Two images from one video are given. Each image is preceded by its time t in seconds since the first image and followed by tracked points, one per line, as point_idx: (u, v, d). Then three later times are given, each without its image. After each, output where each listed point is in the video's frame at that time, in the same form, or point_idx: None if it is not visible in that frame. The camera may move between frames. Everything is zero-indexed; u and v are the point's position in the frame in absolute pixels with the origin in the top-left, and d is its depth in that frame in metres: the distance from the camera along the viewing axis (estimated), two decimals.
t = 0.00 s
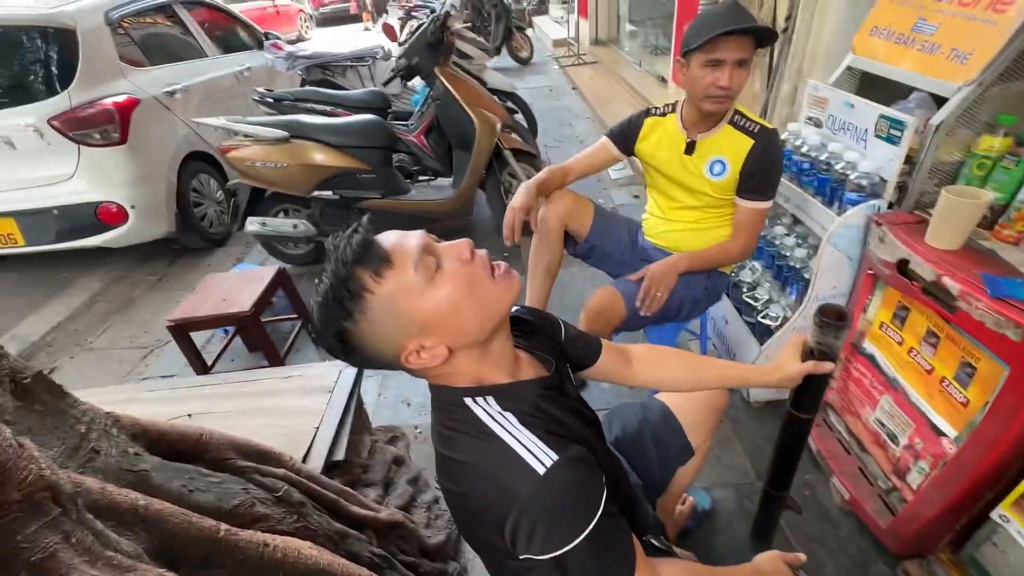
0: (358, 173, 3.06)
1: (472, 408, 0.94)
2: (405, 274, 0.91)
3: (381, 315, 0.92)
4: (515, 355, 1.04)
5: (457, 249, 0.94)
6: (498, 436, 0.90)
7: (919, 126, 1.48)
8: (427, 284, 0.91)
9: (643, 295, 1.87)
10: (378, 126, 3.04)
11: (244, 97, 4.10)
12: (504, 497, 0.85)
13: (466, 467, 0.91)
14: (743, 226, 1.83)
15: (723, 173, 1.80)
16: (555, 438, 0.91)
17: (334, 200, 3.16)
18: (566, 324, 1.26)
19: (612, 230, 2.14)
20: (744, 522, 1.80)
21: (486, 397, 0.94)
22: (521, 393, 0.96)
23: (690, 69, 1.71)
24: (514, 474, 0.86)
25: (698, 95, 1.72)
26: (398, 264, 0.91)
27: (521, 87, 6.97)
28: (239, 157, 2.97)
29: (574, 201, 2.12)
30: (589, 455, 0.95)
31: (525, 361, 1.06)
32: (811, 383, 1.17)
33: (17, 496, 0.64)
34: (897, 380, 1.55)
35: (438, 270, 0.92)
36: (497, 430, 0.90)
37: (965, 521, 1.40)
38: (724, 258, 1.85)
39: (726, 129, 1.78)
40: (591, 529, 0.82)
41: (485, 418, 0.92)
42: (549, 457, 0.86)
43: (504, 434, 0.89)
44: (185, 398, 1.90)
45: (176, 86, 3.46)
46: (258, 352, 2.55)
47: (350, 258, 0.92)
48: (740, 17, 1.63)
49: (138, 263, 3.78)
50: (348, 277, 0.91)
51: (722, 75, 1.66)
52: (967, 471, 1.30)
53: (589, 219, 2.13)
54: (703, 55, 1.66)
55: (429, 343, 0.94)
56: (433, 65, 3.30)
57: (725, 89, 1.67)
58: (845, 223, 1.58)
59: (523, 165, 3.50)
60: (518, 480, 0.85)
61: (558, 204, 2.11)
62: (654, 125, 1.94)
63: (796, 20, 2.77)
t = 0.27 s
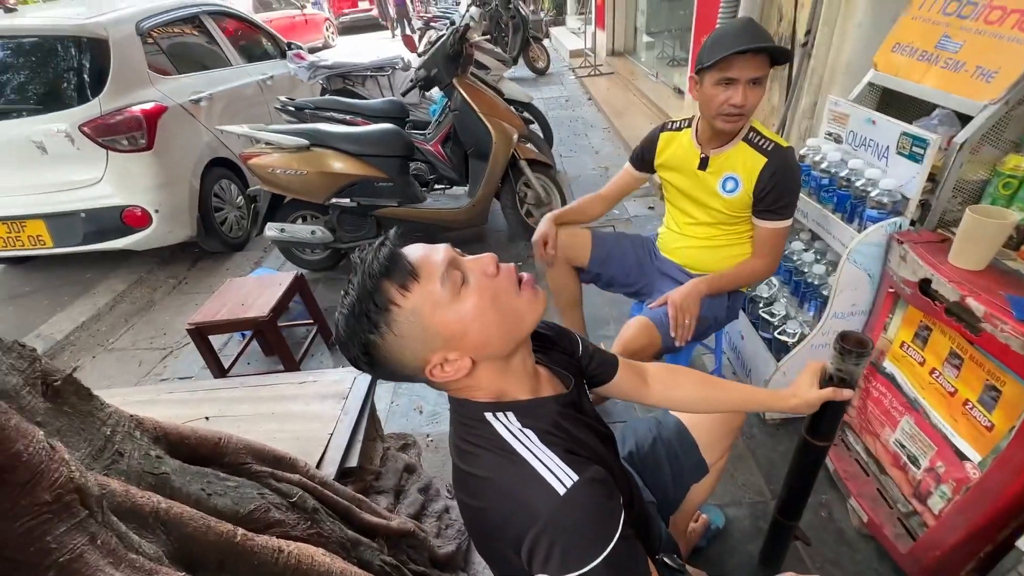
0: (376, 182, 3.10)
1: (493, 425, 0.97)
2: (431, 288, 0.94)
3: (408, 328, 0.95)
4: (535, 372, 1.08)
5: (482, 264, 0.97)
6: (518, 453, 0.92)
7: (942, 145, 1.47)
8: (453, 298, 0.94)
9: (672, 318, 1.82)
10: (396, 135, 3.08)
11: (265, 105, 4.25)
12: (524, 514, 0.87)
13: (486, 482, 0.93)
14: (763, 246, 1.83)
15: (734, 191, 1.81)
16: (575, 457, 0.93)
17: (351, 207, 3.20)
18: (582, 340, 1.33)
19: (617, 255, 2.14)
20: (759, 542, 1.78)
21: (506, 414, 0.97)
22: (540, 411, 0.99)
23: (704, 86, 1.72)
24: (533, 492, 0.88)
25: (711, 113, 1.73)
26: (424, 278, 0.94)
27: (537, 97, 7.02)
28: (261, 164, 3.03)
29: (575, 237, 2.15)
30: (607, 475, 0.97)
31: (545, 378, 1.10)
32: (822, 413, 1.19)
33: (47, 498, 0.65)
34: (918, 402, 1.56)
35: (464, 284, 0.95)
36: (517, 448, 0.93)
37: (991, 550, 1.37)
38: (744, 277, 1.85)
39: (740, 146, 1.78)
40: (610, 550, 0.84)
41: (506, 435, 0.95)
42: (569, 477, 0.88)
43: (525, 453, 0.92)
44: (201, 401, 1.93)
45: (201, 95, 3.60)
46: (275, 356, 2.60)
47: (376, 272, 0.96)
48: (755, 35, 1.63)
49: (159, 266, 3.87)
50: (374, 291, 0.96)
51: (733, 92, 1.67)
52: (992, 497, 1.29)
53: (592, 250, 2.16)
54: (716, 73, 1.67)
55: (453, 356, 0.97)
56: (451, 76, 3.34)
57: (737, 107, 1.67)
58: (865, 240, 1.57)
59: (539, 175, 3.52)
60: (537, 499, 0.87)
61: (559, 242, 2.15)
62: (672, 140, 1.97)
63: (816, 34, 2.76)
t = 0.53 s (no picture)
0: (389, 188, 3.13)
1: (511, 435, 0.98)
2: (450, 298, 0.96)
3: (427, 339, 0.97)
4: (553, 385, 1.09)
5: (498, 275, 0.99)
6: (536, 465, 0.93)
7: (959, 156, 1.45)
8: (471, 308, 0.96)
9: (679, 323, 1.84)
10: (410, 142, 3.10)
11: (281, 112, 4.34)
12: (542, 527, 0.88)
13: (504, 493, 0.94)
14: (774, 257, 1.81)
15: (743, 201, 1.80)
16: (592, 471, 0.94)
17: (364, 214, 3.22)
18: (597, 351, 1.38)
19: (623, 272, 2.16)
20: (771, 556, 1.76)
21: (523, 425, 0.99)
22: (557, 423, 1.01)
23: (709, 97, 1.73)
24: (551, 505, 0.89)
25: (716, 123, 1.74)
26: (443, 289, 0.96)
27: (548, 105, 7.05)
28: (278, 170, 3.07)
29: (579, 257, 2.18)
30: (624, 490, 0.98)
31: (561, 391, 1.12)
32: (845, 424, 1.15)
33: (71, 498, 0.67)
34: (936, 416, 1.55)
35: (482, 294, 0.97)
36: (535, 460, 0.94)
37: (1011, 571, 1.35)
38: (754, 288, 1.84)
39: (747, 156, 1.78)
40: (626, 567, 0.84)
41: (524, 447, 0.96)
42: (587, 492, 0.89)
43: (542, 465, 0.93)
44: (215, 404, 1.95)
45: (219, 101, 3.69)
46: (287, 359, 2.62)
47: (395, 284, 0.98)
48: (760, 46, 1.63)
49: (174, 269, 3.92)
50: (392, 302, 0.98)
51: (737, 103, 1.67)
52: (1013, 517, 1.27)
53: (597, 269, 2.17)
54: (720, 84, 1.68)
55: (472, 366, 0.99)
56: (464, 84, 3.38)
57: (742, 118, 1.67)
58: (881, 252, 1.56)
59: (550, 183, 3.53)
60: (554, 512, 0.88)
61: (563, 264, 2.17)
62: (680, 149, 1.97)
63: (831, 44, 2.75)
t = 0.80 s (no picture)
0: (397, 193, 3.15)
1: (520, 443, 0.99)
2: (457, 307, 0.96)
3: (434, 348, 0.97)
4: (562, 393, 1.09)
5: (505, 283, 0.98)
6: (544, 474, 0.94)
7: (970, 163, 1.45)
8: (478, 317, 0.96)
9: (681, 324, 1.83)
10: (417, 147, 3.12)
11: (290, 117, 4.39)
12: (550, 537, 0.88)
13: (512, 502, 0.95)
14: (781, 259, 1.80)
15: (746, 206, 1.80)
16: (601, 482, 0.94)
17: (371, 218, 3.24)
18: (606, 356, 1.38)
19: (631, 280, 2.16)
20: (778, 565, 1.75)
21: (531, 433, 0.99)
22: (565, 432, 1.01)
23: (711, 103, 1.73)
24: (559, 515, 0.89)
25: (718, 129, 1.74)
26: (451, 297, 0.97)
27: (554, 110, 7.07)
28: (286, 174, 3.09)
29: (586, 267, 2.16)
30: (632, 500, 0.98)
31: (571, 399, 1.12)
32: (857, 429, 1.15)
33: (84, 499, 0.67)
34: (946, 425, 1.54)
35: (490, 303, 0.97)
36: (544, 469, 0.94)
37: None
38: (759, 292, 1.84)
39: (750, 160, 1.78)
40: None
41: (533, 456, 0.96)
42: (596, 502, 0.89)
43: (551, 475, 0.93)
44: (222, 406, 1.96)
45: (229, 106, 3.73)
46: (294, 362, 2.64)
47: (402, 292, 0.99)
48: (762, 53, 1.64)
49: (183, 272, 3.96)
50: (399, 311, 0.99)
51: (740, 109, 1.67)
52: None
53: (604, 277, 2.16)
54: (723, 90, 1.68)
55: (479, 374, 0.99)
56: (472, 90, 3.40)
57: (744, 124, 1.67)
58: (890, 259, 1.55)
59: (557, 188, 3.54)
60: (562, 522, 0.88)
61: (569, 273, 2.16)
62: (683, 156, 1.97)
63: (839, 50, 2.75)
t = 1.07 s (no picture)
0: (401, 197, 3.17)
1: (523, 451, 0.99)
2: (458, 315, 0.96)
3: (436, 356, 0.98)
4: (564, 399, 1.09)
5: (505, 289, 0.99)
6: (547, 482, 0.94)
7: (973, 169, 1.45)
8: (479, 324, 0.96)
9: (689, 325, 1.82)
10: (421, 151, 3.14)
11: (294, 121, 4.42)
12: (554, 545, 0.89)
13: (515, 509, 0.95)
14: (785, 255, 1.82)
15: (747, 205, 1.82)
16: (604, 490, 0.94)
17: (375, 222, 3.25)
18: (610, 361, 1.38)
19: (636, 286, 2.16)
20: (782, 571, 1.75)
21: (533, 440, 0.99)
22: (568, 439, 1.01)
23: (705, 108, 1.78)
24: (562, 523, 0.89)
25: (713, 133, 1.77)
26: (452, 305, 0.97)
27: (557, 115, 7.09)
28: (291, 178, 3.11)
29: (595, 281, 2.13)
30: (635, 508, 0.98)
31: (574, 406, 1.12)
32: (861, 437, 1.16)
33: (91, 502, 0.68)
34: (952, 432, 1.53)
35: (491, 310, 0.97)
36: (547, 477, 0.94)
37: None
38: (765, 290, 1.85)
39: (746, 161, 1.80)
40: None
41: (536, 463, 0.96)
42: (598, 511, 0.89)
43: (554, 483, 0.93)
44: (226, 409, 1.97)
45: (235, 111, 3.77)
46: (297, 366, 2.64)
47: (403, 301, 1.00)
48: (751, 59, 1.69)
49: (188, 276, 3.98)
50: (399, 318, 1.00)
51: (734, 112, 1.71)
52: None
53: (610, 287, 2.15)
54: (716, 95, 1.72)
55: (481, 382, 0.99)
56: (476, 96, 3.43)
57: (737, 126, 1.71)
58: (893, 264, 1.55)
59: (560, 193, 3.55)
60: (565, 530, 0.88)
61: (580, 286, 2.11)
62: (678, 163, 1.99)
63: (842, 55, 2.75)
